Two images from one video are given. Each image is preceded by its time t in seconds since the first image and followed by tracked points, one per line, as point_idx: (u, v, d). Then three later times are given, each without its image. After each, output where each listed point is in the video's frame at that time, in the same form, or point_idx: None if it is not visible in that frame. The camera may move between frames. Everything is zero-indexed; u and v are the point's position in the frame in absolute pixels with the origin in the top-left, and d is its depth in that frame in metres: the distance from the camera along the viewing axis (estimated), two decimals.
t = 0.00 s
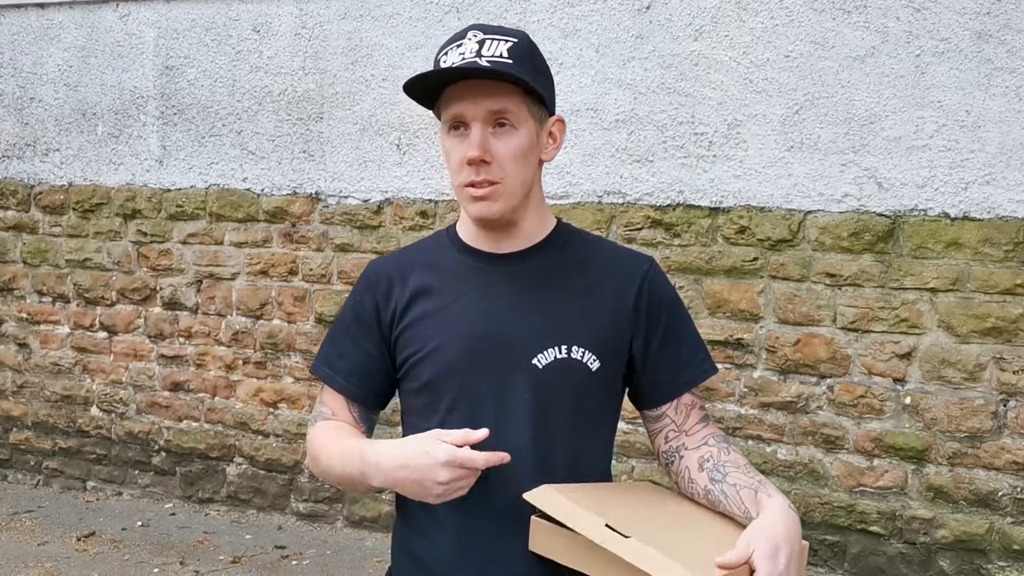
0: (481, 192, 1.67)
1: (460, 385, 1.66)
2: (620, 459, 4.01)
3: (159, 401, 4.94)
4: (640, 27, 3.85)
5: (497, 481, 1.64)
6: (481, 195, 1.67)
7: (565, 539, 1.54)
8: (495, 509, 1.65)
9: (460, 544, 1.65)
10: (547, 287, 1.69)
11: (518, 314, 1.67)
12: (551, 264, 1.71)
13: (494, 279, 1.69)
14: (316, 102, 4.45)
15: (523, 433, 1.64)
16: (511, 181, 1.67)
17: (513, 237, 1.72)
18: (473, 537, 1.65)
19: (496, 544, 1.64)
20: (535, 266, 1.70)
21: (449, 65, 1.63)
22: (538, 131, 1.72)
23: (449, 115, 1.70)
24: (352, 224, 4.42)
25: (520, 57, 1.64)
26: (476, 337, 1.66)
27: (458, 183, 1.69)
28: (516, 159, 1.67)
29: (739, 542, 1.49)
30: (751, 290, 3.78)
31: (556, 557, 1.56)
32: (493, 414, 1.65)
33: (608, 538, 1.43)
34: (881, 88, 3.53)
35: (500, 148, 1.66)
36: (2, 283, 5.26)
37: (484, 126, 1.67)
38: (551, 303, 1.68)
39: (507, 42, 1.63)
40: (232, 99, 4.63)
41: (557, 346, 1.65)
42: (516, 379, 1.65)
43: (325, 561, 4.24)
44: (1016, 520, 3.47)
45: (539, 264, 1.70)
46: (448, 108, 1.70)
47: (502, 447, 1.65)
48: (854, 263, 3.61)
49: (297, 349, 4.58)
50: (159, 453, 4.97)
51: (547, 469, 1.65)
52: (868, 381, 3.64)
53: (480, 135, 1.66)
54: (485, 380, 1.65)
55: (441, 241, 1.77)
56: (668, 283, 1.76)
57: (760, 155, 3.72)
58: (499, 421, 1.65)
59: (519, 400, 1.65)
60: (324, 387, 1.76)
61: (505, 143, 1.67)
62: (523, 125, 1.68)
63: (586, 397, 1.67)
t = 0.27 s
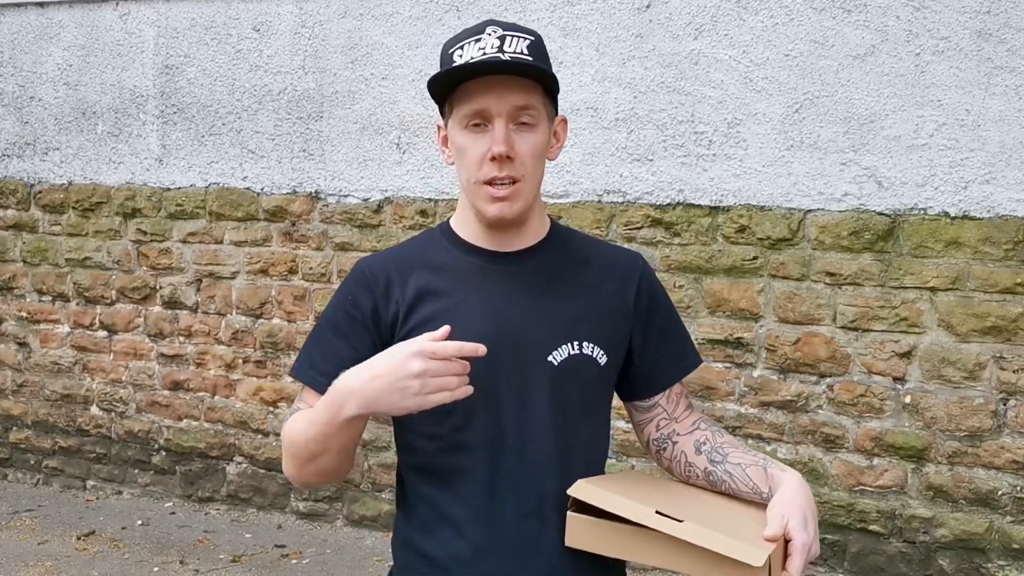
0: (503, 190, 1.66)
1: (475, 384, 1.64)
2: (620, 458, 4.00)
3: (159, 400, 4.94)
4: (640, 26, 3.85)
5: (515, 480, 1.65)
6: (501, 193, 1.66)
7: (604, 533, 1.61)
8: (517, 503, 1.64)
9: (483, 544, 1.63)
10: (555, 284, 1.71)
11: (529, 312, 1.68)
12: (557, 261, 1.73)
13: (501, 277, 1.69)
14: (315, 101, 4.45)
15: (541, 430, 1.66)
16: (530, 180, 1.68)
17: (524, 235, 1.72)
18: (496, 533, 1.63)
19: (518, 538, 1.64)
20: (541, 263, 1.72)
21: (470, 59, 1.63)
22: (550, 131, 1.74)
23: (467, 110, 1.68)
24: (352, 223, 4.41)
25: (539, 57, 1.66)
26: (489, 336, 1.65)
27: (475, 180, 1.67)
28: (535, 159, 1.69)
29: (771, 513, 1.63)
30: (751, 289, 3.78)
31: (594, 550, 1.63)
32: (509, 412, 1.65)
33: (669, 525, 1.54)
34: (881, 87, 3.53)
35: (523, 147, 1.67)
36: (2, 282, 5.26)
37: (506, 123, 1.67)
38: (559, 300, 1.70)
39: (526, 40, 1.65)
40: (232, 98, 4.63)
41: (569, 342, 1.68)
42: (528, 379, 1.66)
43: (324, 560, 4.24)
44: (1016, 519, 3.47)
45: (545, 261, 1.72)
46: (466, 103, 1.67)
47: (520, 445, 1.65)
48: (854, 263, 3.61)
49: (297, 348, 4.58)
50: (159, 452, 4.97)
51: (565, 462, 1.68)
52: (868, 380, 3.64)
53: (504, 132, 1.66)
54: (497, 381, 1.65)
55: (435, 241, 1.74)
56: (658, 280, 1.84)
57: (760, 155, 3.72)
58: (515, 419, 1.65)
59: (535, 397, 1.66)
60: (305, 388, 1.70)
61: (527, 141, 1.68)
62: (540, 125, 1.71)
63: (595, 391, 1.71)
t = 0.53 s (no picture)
0: (504, 194, 1.67)
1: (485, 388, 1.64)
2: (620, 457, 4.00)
3: (159, 399, 4.94)
4: (640, 26, 3.85)
5: (529, 479, 1.66)
6: (503, 197, 1.67)
7: (623, 525, 1.63)
8: (533, 503, 1.65)
9: (501, 545, 1.63)
10: (557, 283, 1.72)
11: (533, 312, 1.69)
12: (557, 261, 1.74)
13: (505, 279, 1.70)
14: (315, 101, 4.45)
15: (551, 429, 1.68)
16: (530, 183, 1.70)
17: (522, 237, 1.73)
18: (511, 533, 1.64)
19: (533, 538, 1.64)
20: (540, 263, 1.73)
21: (466, 62, 1.63)
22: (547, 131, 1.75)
23: (466, 114, 1.67)
24: (352, 222, 4.42)
25: (536, 57, 1.67)
26: (497, 339, 1.65)
27: (476, 184, 1.68)
28: (535, 161, 1.70)
29: (776, 494, 1.69)
30: (751, 289, 3.78)
31: (611, 541, 1.64)
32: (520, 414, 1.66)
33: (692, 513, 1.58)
34: (880, 87, 3.53)
35: (523, 151, 1.68)
36: (2, 281, 5.27)
37: (506, 126, 1.68)
38: (561, 299, 1.72)
39: (523, 41, 1.65)
40: (232, 97, 4.63)
41: (573, 340, 1.70)
42: (536, 379, 1.68)
43: (325, 559, 4.24)
44: (1016, 518, 3.47)
45: (545, 260, 1.73)
46: (466, 106, 1.67)
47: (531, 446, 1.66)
48: (854, 262, 3.61)
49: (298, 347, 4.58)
50: (159, 452, 4.98)
51: (575, 459, 1.70)
52: (868, 379, 3.64)
53: (505, 136, 1.67)
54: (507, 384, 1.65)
55: (432, 244, 1.72)
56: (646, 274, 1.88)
57: (760, 154, 3.72)
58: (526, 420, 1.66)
59: (543, 397, 1.68)
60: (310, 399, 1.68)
61: (527, 145, 1.69)
62: (539, 126, 1.72)
63: (596, 387, 1.74)
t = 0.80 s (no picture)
0: (500, 200, 1.64)
1: (484, 393, 1.65)
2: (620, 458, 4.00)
3: (159, 399, 4.94)
4: (640, 26, 3.85)
5: (529, 481, 1.67)
6: (500, 204, 1.64)
7: (612, 527, 1.62)
8: (531, 505, 1.66)
9: (500, 548, 1.63)
10: (554, 285, 1.71)
11: (531, 315, 1.68)
12: (556, 261, 1.73)
13: (503, 282, 1.69)
14: (315, 101, 4.45)
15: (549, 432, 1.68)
16: (527, 187, 1.67)
17: (520, 239, 1.71)
18: (515, 538, 1.64)
19: (536, 542, 1.65)
20: (540, 263, 1.72)
21: (459, 65, 1.60)
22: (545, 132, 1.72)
23: (461, 118, 1.64)
24: (352, 223, 4.42)
25: (531, 58, 1.63)
26: (495, 344, 1.65)
27: (472, 190, 1.65)
28: (532, 165, 1.67)
29: (769, 498, 1.67)
30: (751, 289, 3.78)
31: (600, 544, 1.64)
32: (519, 418, 1.66)
33: (676, 518, 1.56)
34: (880, 87, 3.53)
35: (520, 155, 1.64)
36: (2, 281, 5.26)
37: (502, 131, 1.64)
38: (559, 301, 1.71)
39: (518, 42, 1.62)
40: (232, 98, 4.63)
41: (571, 343, 1.70)
42: (535, 382, 1.68)
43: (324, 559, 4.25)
44: (1016, 518, 3.47)
45: (543, 260, 1.72)
46: (460, 111, 1.64)
47: (530, 449, 1.67)
48: (854, 262, 3.61)
49: (297, 347, 4.58)
50: (159, 452, 4.98)
51: (574, 461, 1.70)
52: (868, 379, 3.64)
53: (501, 141, 1.64)
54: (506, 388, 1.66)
55: (427, 244, 1.71)
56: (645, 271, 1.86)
57: (760, 154, 3.72)
58: (524, 423, 1.67)
59: (542, 401, 1.68)
60: (315, 410, 1.69)
61: (524, 149, 1.66)
62: (536, 129, 1.68)
63: (595, 388, 1.74)
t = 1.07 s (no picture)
0: (498, 215, 1.63)
1: (483, 401, 1.65)
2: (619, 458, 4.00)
3: (159, 400, 4.94)
4: (640, 26, 3.85)
5: (528, 485, 1.68)
6: (498, 218, 1.63)
7: (601, 533, 1.62)
8: (529, 510, 1.67)
9: (497, 553, 1.64)
10: (554, 290, 1.71)
11: (530, 322, 1.68)
12: (555, 265, 1.73)
13: (501, 287, 1.68)
14: (315, 101, 4.45)
15: (548, 438, 1.69)
16: (524, 200, 1.66)
17: (517, 249, 1.70)
18: (512, 542, 1.65)
19: (533, 546, 1.66)
20: (539, 268, 1.71)
21: (455, 74, 1.58)
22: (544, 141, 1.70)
23: (458, 131, 1.62)
24: (351, 223, 4.42)
25: (529, 66, 1.62)
26: (494, 352, 1.65)
27: (470, 203, 1.64)
28: (530, 178, 1.66)
29: (761, 502, 1.65)
30: (751, 289, 3.78)
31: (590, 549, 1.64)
32: (517, 425, 1.67)
33: (661, 527, 1.55)
34: (880, 87, 3.53)
35: (518, 170, 1.63)
36: (2, 281, 5.26)
37: (500, 145, 1.63)
38: (557, 307, 1.71)
39: (516, 50, 1.60)
40: (232, 98, 4.63)
41: (570, 349, 1.70)
42: (534, 389, 1.68)
43: (324, 559, 4.25)
44: (1015, 519, 3.47)
45: (543, 265, 1.72)
46: (458, 125, 1.62)
47: (528, 455, 1.68)
48: (854, 262, 3.61)
49: (297, 347, 4.58)
50: (159, 452, 4.98)
51: (571, 465, 1.72)
52: (867, 380, 3.64)
53: (498, 156, 1.62)
54: (504, 395, 1.66)
55: (425, 249, 1.71)
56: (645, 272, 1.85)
57: (760, 155, 3.72)
58: (523, 430, 1.67)
59: (541, 408, 1.69)
60: (322, 418, 1.68)
61: (522, 163, 1.64)
62: (534, 140, 1.66)
63: (594, 392, 1.75)
